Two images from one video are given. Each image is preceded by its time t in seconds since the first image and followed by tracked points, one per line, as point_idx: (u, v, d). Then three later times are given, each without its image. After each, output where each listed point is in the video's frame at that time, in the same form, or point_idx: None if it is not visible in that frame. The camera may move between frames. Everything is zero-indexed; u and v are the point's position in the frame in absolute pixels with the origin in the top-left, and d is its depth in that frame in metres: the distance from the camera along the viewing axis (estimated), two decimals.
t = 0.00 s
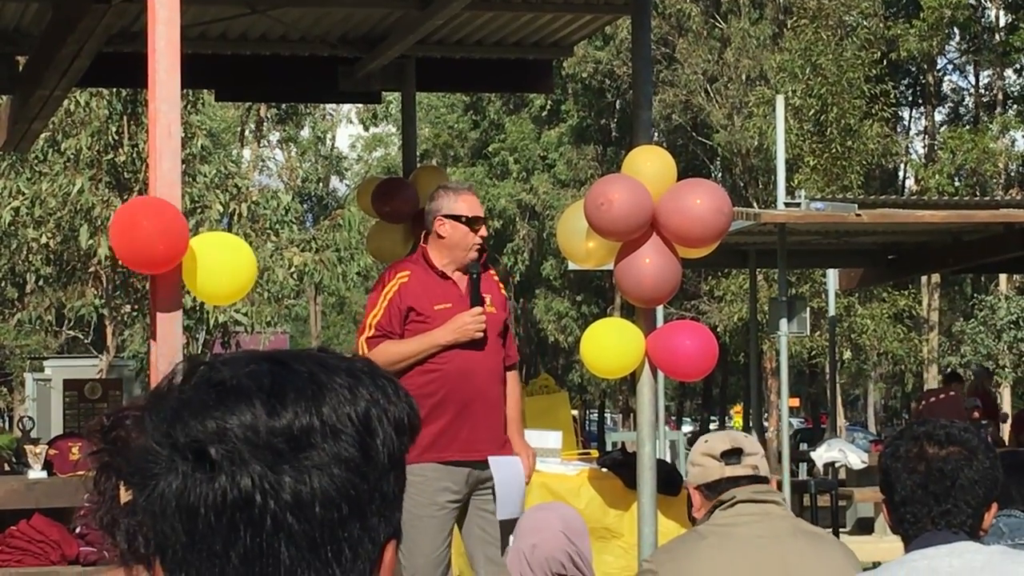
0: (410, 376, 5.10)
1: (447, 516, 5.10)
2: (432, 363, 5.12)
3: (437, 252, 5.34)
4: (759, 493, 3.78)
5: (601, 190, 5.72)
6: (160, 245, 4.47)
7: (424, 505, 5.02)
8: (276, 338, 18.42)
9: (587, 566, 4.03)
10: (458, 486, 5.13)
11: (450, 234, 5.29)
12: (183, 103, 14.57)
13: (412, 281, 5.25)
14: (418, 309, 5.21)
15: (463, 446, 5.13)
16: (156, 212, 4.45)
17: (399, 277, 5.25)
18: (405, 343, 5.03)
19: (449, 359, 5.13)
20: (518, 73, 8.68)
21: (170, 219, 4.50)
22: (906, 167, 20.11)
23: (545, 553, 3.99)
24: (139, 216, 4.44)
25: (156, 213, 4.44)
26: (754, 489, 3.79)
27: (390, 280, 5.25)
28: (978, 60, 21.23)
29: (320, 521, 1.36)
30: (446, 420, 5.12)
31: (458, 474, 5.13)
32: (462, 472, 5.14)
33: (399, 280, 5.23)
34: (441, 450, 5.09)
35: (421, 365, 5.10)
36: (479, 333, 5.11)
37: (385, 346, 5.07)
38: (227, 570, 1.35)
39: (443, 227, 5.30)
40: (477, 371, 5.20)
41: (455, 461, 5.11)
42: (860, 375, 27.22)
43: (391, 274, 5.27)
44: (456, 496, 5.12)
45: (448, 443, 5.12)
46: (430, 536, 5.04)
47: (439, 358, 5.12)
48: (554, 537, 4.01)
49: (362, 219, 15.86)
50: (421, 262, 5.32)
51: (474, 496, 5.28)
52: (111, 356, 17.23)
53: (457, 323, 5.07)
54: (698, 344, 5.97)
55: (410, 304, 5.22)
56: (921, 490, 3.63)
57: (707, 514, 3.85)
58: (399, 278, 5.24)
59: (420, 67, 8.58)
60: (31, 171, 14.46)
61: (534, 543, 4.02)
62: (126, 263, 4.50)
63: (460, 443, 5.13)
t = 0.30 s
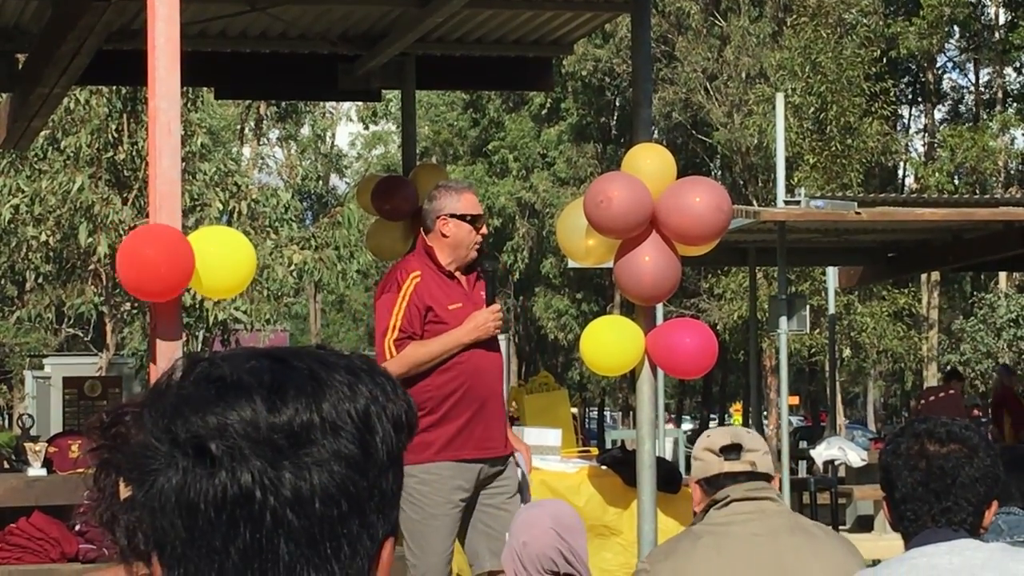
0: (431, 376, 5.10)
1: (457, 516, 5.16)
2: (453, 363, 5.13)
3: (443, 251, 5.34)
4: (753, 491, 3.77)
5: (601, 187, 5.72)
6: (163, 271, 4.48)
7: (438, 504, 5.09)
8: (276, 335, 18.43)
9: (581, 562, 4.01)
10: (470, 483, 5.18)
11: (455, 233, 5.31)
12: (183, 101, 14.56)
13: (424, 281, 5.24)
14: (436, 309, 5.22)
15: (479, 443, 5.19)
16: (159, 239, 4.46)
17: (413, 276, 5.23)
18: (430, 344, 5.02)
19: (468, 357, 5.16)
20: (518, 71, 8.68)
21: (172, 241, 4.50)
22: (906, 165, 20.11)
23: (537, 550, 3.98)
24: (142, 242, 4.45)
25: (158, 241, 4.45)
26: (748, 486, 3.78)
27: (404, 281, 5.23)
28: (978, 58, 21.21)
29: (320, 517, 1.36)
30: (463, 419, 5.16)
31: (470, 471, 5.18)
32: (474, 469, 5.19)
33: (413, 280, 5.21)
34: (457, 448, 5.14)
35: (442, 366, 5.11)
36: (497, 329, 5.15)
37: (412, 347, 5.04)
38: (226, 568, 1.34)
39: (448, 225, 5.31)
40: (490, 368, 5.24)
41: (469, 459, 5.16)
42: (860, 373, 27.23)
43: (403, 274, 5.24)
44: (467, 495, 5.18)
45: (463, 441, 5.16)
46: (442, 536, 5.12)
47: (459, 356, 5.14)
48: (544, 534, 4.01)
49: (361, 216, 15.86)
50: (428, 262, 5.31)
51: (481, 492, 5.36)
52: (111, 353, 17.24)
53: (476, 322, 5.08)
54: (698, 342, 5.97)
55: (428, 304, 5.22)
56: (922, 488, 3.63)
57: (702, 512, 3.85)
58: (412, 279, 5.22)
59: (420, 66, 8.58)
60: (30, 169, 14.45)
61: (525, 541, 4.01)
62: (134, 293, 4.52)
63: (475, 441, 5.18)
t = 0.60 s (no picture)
0: (442, 378, 5.11)
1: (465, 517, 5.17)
2: (464, 362, 5.13)
3: (448, 250, 5.34)
4: (763, 490, 3.78)
5: (602, 187, 5.73)
6: (168, 275, 4.47)
7: (448, 504, 5.11)
8: (277, 336, 18.42)
9: (577, 561, 3.95)
10: (478, 484, 5.19)
11: (458, 231, 5.32)
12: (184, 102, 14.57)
13: (432, 281, 5.22)
14: (446, 309, 5.22)
15: (489, 442, 5.20)
16: (166, 242, 4.46)
17: (422, 275, 5.22)
18: (442, 343, 5.01)
19: (478, 355, 5.16)
20: (518, 71, 8.68)
21: (177, 244, 4.50)
22: (907, 166, 20.13)
23: (532, 550, 3.97)
24: (149, 247, 4.44)
25: (166, 245, 4.44)
26: (757, 485, 3.79)
27: (413, 282, 5.20)
28: (979, 58, 21.16)
29: (317, 517, 1.36)
30: (473, 420, 5.16)
31: (479, 471, 5.19)
32: (483, 468, 5.20)
33: (421, 281, 5.19)
34: (468, 447, 5.15)
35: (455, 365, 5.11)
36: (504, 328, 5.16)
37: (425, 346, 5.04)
38: (221, 566, 1.35)
39: (450, 224, 5.33)
40: (498, 367, 5.25)
41: (479, 458, 5.18)
42: (861, 373, 27.22)
43: (412, 275, 5.22)
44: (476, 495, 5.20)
45: (474, 441, 5.17)
46: (451, 537, 5.14)
47: (469, 355, 5.14)
48: (540, 534, 3.98)
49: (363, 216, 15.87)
50: (434, 260, 5.31)
51: (489, 493, 5.37)
52: (112, 354, 17.24)
53: (485, 321, 5.08)
54: (700, 343, 5.97)
55: (438, 303, 5.21)
56: (923, 489, 3.63)
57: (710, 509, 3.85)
58: (420, 280, 5.20)
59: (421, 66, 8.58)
60: (32, 169, 14.46)
61: (518, 542, 4.01)
62: (139, 299, 4.51)
63: (485, 440, 5.20)
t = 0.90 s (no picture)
0: (449, 380, 5.12)
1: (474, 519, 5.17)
2: (469, 365, 5.14)
3: (453, 253, 5.36)
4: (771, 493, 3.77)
5: (604, 190, 5.73)
6: (169, 275, 4.48)
7: (457, 507, 5.10)
8: (281, 340, 18.43)
9: (586, 564, 3.91)
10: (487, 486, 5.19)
11: (463, 234, 5.34)
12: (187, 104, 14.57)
13: (438, 284, 5.23)
14: (451, 311, 5.22)
15: (496, 444, 5.21)
16: (167, 243, 4.46)
17: (429, 278, 5.23)
18: (447, 346, 5.01)
19: (483, 358, 5.17)
20: (522, 73, 8.68)
21: (179, 245, 4.50)
22: (910, 168, 20.14)
23: (541, 552, 3.94)
24: (149, 246, 4.45)
25: (166, 245, 4.45)
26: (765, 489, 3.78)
27: (418, 285, 5.21)
28: (982, 60, 21.14)
29: (299, 517, 1.38)
30: (480, 421, 5.17)
31: (487, 473, 5.20)
32: (490, 471, 5.20)
33: (426, 284, 5.20)
34: (475, 450, 5.15)
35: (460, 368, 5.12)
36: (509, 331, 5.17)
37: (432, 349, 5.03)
38: (207, 568, 1.38)
39: (455, 226, 5.35)
40: (504, 369, 5.25)
41: (487, 461, 5.18)
42: (864, 373, 27.23)
43: (417, 278, 5.22)
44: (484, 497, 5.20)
45: (482, 444, 5.17)
46: (461, 539, 5.13)
47: (475, 358, 5.15)
48: (548, 536, 3.96)
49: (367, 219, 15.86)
50: (439, 263, 5.32)
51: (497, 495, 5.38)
52: (116, 358, 17.25)
53: (490, 323, 5.08)
54: (703, 344, 5.97)
55: (444, 306, 5.21)
56: (927, 492, 3.63)
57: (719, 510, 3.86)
58: (426, 282, 5.20)
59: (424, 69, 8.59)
60: (35, 172, 14.46)
61: (529, 543, 3.99)
62: (140, 299, 4.52)
63: (493, 443, 5.20)
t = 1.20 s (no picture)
0: (447, 381, 5.13)
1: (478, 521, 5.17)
2: (470, 366, 5.14)
3: (454, 255, 5.35)
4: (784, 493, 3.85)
5: (611, 192, 5.73)
6: (174, 277, 4.47)
7: (459, 510, 5.10)
8: (289, 343, 18.48)
9: (598, 565, 3.91)
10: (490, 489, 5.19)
11: (458, 237, 5.35)
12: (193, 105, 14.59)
13: (438, 286, 5.23)
14: (451, 312, 5.22)
15: (500, 446, 5.20)
16: (172, 243, 4.46)
17: (427, 281, 5.23)
18: (445, 348, 5.02)
19: (484, 359, 5.17)
20: (529, 75, 8.68)
21: (184, 246, 4.50)
22: (915, 169, 20.16)
23: (552, 552, 3.94)
24: (154, 246, 4.45)
25: (171, 245, 4.45)
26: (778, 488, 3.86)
27: (418, 287, 5.22)
28: (988, 61, 21.18)
29: (304, 521, 1.38)
30: (482, 423, 5.16)
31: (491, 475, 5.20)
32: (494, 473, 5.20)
33: (426, 286, 5.21)
34: (478, 452, 5.15)
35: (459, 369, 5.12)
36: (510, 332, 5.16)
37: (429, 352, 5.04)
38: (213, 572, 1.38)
39: (451, 229, 5.36)
40: (506, 371, 5.25)
41: (490, 463, 5.18)
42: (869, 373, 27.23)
43: (417, 280, 5.24)
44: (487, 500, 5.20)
45: (484, 446, 5.17)
46: (463, 542, 5.12)
47: (475, 359, 5.15)
48: (561, 536, 3.95)
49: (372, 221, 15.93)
50: (440, 265, 5.32)
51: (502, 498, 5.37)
52: (122, 360, 17.27)
53: (490, 325, 5.08)
54: (709, 346, 5.99)
55: (444, 308, 5.22)
56: (933, 494, 3.63)
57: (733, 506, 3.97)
58: (425, 284, 5.21)
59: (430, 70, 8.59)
60: (42, 173, 14.48)
61: (540, 543, 3.99)
62: (147, 298, 4.51)
63: (496, 445, 5.20)
